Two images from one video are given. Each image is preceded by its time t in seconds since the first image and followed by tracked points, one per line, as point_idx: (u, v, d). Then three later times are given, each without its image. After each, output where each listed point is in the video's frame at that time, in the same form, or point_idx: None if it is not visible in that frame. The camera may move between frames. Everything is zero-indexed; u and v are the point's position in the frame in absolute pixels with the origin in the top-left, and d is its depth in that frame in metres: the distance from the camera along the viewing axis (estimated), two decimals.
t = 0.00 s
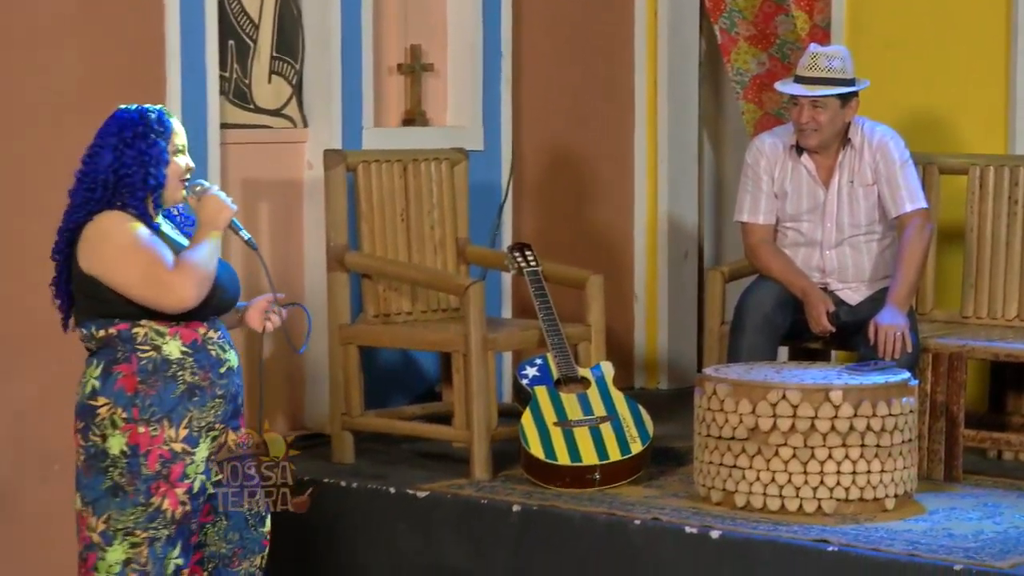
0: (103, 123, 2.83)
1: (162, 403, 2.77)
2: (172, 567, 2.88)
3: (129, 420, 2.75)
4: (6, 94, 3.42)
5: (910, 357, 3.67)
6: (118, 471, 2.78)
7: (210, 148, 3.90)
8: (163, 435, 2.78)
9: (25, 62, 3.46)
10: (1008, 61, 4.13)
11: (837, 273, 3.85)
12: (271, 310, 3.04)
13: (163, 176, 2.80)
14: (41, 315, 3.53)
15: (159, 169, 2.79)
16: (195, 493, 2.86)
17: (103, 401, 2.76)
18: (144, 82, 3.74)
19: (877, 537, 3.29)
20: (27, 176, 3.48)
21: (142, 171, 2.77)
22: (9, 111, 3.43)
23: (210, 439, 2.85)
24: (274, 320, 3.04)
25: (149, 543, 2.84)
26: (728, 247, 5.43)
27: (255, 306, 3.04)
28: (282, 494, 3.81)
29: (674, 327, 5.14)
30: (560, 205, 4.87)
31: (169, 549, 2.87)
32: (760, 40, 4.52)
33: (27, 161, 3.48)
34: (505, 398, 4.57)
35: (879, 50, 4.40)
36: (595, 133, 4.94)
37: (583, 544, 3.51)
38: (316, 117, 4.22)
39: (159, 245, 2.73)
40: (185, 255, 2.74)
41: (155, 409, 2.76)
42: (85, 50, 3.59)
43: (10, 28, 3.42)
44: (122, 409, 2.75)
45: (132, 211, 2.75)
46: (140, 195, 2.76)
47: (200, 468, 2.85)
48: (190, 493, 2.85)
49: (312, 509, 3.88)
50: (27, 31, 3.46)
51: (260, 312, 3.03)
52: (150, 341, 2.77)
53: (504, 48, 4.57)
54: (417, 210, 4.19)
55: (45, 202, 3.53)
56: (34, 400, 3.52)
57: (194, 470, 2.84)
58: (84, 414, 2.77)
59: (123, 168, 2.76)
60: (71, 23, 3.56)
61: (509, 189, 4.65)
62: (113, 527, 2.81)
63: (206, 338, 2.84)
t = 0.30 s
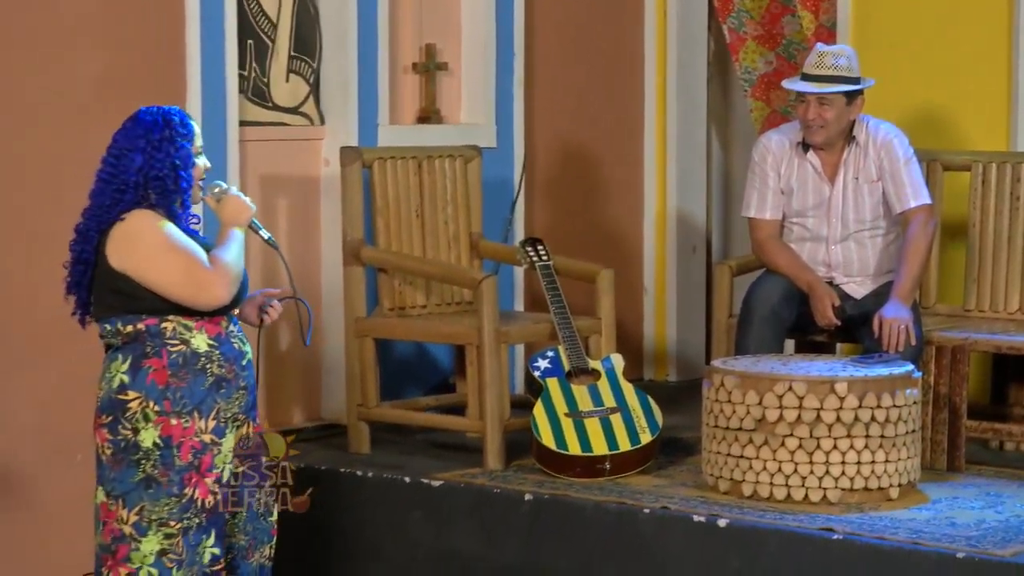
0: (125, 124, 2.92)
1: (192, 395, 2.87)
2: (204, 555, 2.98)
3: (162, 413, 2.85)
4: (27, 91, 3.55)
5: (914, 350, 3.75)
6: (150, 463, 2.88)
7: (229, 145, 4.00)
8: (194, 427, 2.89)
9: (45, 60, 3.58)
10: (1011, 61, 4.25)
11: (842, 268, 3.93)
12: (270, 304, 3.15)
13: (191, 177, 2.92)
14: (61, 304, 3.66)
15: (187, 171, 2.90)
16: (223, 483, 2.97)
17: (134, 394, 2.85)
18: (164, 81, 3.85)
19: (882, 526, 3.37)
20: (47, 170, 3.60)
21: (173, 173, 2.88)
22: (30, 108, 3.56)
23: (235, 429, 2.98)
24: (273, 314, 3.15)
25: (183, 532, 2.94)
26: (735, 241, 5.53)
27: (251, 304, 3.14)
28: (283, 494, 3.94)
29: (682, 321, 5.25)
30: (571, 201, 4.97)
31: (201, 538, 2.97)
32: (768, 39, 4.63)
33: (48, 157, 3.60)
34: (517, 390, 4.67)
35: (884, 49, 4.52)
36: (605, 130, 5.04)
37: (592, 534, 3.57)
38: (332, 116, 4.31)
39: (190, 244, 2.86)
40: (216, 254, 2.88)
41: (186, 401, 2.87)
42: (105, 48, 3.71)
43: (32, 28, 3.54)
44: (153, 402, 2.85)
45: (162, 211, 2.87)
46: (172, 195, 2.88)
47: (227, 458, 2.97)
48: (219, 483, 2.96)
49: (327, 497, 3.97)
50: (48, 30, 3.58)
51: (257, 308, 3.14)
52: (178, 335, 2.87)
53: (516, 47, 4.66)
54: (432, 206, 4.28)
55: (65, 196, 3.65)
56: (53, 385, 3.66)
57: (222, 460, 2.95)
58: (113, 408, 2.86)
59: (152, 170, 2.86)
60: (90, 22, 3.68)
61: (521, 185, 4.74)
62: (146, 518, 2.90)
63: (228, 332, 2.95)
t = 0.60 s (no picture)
0: (148, 119, 3.02)
1: (197, 386, 2.96)
2: (212, 542, 3.06)
3: (166, 403, 2.94)
4: (53, 88, 3.67)
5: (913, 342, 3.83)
6: (156, 451, 2.97)
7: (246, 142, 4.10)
8: (198, 418, 2.97)
9: (71, 57, 3.70)
10: (1009, 60, 4.33)
11: (844, 262, 4.03)
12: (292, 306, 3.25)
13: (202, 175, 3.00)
14: (85, 296, 3.78)
15: (198, 169, 2.99)
16: (231, 473, 3.04)
17: (142, 384, 2.96)
18: (181, 79, 3.96)
19: (882, 513, 3.45)
20: (71, 165, 3.73)
21: (182, 171, 2.96)
22: (56, 104, 3.68)
23: (245, 421, 3.04)
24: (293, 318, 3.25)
25: (188, 519, 3.02)
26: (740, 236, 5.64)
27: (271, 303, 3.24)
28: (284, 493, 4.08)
29: (688, 313, 5.36)
30: (580, 196, 5.07)
31: (207, 526, 3.05)
32: (772, 39, 4.81)
33: (69, 150, 3.72)
34: (526, 381, 4.78)
35: (886, 48, 4.62)
36: (612, 127, 5.14)
37: (602, 520, 3.64)
38: (346, 113, 4.42)
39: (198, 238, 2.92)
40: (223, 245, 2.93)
41: (191, 391, 2.95)
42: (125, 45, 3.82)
43: (57, 28, 3.66)
44: (159, 392, 2.94)
45: (175, 206, 2.95)
46: (182, 193, 2.96)
47: (235, 448, 3.04)
48: (226, 473, 3.03)
49: (342, 484, 4.08)
50: (73, 29, 3.70)
51: (280, 308, 3.24)
52: (186, 328, 2.96)
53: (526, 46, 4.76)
54: (443, 202, 4.38)
55: (89, 190, 3.77)
56: (75, 374, 3.78)
57: (228, 450, 3.03)
58: (124, 397, 2.98)
59: (163, 168, 2.96)
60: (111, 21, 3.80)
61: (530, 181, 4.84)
62: (154, 504, 3.01)
63: (240, 325, 3.03)
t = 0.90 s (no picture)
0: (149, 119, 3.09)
1: (189, 375, 2.97)
2: (208, 529, 3.04)
3: (160, 390, 2.97)
4: (70, 85, 3.77)
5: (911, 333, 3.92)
6: (151, 436, 3.01)
7: (260, 140, 4.21)
8: (190, 407, 2.97)
9: (87, 55, 3.80)
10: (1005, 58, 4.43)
11: (844, 256, 4.12)
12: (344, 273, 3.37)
13: (191, 166, 3.02)
14: (100, 287, 3.88)
15: (183, 162, 3.01)
16: (225, 462, 3.02)
17: (143, 369, 3.01)
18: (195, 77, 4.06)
19: (881, 501, 3.53)
20: (87, 159, 3.82)
21: (168, 167, 3.00)
22: (75, 99, 3.78)
23: (240, 413, 3.01)
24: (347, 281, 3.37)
25: (180, 504, 3.02)
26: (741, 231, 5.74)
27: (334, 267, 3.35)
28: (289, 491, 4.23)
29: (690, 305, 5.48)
30: (586, 191, 5.16)
31: (202, 512, 3.03)
32: (772, 39, 4.92)
33: (86, 144, 3.82)
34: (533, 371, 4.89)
35: (886, 47, 4.71)
36: (616, 123, 5.24)
37: (605, 508, 3.73)
38: (357, 109, 4.51)
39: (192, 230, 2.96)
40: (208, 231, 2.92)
41: (183, 380, 2.96)
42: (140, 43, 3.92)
43: (71, 25, 3.76)
44: (155, 378, 2.98)
45: (174, 199, 2.99)
46: (174, 187, 3.00)
47: (231, 439, 3.02)
48: (220, 463, 3.01)
49: (352, 472, 4.19)
50: (88, 26, 3.80)
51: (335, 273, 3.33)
52: (185, 318, 2.99)
53: (532, 45, 4.85)
54: (451, 197, 4.47)
55: (104, 183, 3.87)
56: (91, 364, 3.88)
57: (221, 441, 3.01)
58: (129, 381, 3.05)
59: (153, 165, 3.01)
60: (127, 19, 3.89)
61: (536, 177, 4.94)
62: (153, 487, 3.04)
63: (241, 318, 3.03)
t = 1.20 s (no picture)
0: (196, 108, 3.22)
1: (199, 364, 3.09)
2: (214, 515, 3.16)
3: (174, 377, 3.11)
4: (88, 88, 3.87)
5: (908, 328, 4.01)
6: (169, 422, 3.16)
7: (271, 139, 4.31)
8: (199, 395, 3.09)
9: (104, 58, 3.91)
10: (1001, 59, 4.53)
11: (842, 253, 4.21)
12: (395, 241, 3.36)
13: (207, 161, 3.13)
14: (117, 284, 3.99)
15: (199, 158, 3.12)
16: (232, 450, 3.13)
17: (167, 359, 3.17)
18: (209, 79, 4.17)
19: (878, 493, 3.61)
20: (104, 159, 3.93)
21: (186, 160, 3.13)
22: (95, 100, 3.90)
23: (247, 402, 3.11)
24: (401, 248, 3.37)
25: (189, 489, 3.14)
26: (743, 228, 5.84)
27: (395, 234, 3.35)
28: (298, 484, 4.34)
29: (693, 300, 5.59)
30: (590, 189, 5.27)
31: (207, 499, 3.14)
32: (772, 41, 5.06)
33: (103, 145, 3.92)
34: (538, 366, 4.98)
35: (885, 47, 4.81)
36: (620, 122, 5.35)
37: (608, 499, 3.83)
38: (366, 109, 4.62)
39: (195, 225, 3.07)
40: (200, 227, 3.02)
41: (193, 369, 3.09)
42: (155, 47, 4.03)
43: (90, 28, 3.87)
44: (172, 366, 3.13)
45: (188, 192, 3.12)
46: (189, 180, 3.12)
47: (237, 427, 3.12)
48: (227, 451, 3.12)
49: (363, 463, 4.30)
50: (105, 31, 3.91)
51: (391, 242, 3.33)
52: (199, 310, 3.11)
53: (538, 46, 4.95)
54: (459, 195, 4.57)
55: (121, 182, 3.98)
56: (107, 358, 3.99)
57: (228, 429, 3.11)
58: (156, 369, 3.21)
59: (180, 156, 3.15)
60: (143, 23, 4.00)
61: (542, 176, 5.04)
62: (168, 472, 3.19)
63: (250, 310, 3.12)
